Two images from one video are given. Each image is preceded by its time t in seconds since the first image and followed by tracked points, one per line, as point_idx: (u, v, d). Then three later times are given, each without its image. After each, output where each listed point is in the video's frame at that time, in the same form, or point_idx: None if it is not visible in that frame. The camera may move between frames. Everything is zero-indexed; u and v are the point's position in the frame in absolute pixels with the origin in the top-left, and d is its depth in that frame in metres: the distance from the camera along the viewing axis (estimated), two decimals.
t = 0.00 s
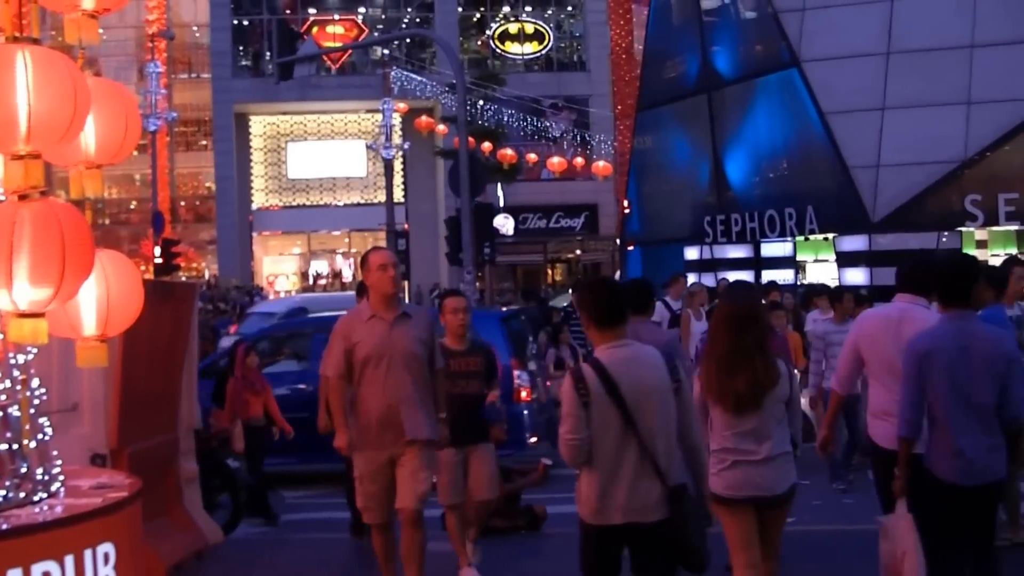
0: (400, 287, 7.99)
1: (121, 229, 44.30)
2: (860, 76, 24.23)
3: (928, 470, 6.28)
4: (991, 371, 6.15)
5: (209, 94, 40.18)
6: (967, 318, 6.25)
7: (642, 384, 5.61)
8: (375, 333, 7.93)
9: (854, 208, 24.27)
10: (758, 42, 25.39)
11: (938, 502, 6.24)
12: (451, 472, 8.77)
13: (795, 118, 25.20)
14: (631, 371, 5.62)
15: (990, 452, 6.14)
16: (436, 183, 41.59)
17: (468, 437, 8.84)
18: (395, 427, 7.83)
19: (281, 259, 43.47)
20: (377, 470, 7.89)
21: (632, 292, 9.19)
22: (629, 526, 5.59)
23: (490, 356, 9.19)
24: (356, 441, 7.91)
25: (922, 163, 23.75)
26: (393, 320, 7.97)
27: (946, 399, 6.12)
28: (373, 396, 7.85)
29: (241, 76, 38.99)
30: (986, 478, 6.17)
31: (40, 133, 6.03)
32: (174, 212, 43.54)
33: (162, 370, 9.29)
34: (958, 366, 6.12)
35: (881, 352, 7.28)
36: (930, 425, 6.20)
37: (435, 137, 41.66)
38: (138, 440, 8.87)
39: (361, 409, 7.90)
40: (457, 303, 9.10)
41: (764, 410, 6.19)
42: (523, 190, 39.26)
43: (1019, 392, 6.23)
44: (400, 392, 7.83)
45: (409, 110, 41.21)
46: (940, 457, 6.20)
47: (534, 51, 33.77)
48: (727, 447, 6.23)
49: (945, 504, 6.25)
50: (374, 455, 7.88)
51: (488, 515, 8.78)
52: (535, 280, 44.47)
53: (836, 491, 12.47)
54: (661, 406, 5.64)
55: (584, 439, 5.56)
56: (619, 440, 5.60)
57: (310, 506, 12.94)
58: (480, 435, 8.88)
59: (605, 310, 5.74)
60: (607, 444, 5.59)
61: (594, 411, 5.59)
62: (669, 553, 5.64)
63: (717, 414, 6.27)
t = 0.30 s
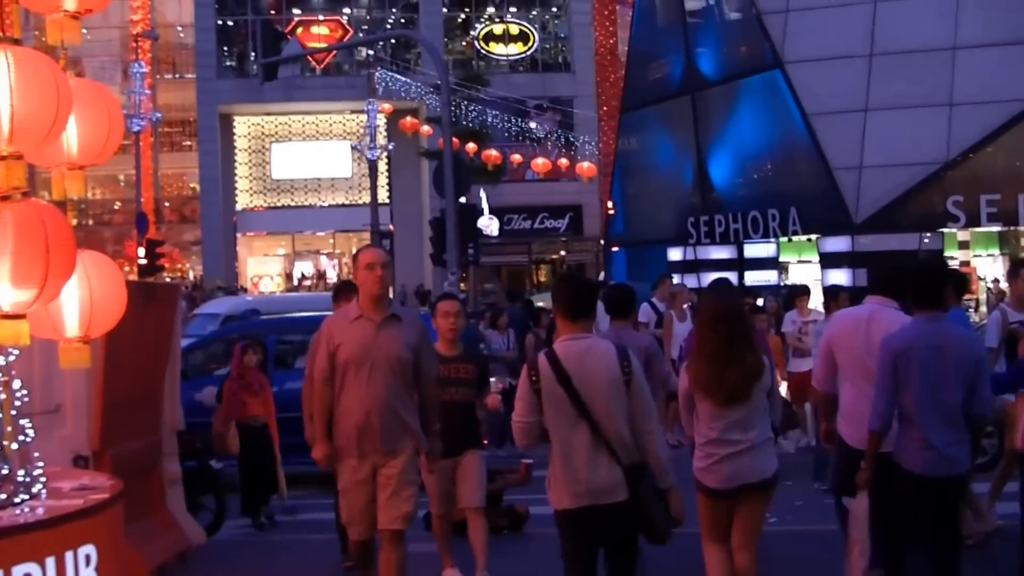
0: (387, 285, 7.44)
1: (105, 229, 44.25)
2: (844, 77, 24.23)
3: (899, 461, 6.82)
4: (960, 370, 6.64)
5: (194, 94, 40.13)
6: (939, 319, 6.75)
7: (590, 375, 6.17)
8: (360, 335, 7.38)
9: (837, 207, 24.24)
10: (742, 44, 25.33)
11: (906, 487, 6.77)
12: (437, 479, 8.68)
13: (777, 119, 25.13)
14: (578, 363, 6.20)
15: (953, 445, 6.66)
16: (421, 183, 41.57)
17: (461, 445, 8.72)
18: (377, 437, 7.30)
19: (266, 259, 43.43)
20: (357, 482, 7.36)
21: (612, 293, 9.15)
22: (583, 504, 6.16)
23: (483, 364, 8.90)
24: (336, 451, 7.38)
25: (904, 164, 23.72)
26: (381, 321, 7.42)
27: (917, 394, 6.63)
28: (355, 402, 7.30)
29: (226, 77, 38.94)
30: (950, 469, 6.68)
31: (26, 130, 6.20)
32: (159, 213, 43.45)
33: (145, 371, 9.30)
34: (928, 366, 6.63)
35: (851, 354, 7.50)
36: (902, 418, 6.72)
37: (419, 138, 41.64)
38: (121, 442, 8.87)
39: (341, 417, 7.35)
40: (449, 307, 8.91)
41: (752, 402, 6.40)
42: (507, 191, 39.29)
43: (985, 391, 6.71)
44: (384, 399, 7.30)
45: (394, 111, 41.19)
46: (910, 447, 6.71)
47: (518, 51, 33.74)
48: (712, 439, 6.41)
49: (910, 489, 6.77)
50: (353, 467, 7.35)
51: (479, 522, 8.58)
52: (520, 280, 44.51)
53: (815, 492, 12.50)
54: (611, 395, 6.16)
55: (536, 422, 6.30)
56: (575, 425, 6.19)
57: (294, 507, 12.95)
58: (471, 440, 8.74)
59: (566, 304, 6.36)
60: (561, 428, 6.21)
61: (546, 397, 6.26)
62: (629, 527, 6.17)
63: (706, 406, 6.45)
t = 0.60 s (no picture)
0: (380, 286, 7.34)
1: (96, 229, 44.20)
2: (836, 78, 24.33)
3: (878, 455, 6.93)
4: (938, 367, 6.82)
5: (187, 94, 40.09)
6: (917, 317, 6.92)
7: (584, 372, 6.51)
8: (350, 334, 7.26)
9: (827, 207, 24.32)
10: (734, 45, 25.30)
11: (883, 479, 6.90)
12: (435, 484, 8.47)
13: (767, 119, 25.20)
14: (574, 362, 6.53)
15: (932, 439, 6.80)
16: (413, 184, 41.58)
17: (460, 448, 8.59)
18: (369, 437, 7.15)
19: (258, 260, 43.41)
20: (347, 481, 7.18)
21: (604, 293, 9.17)
22: (572, 496, 6.48)
23: (482, 362, 8.91)
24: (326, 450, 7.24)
25: (894, 164, 23.81)
26: (374, 320, 7.30)
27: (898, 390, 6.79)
28: (344, 401, 7.19)
29: (218, 77, 38.92)
30: (927, 462, 6.81)
31: (14, 133, 6.28)
32: (151, 213, 43.41)
33: (137, 371, 9.33)
34: (911, 363, 6.81)
35: (824, 352, 7.58)
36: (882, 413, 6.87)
37: (412, 138, 41.65)
38: (112, 443, 8.91)
39: (331, 416, 7.23)
40: (449, 305, 8.76)
41: (735, 401, 6.64)
42: (500, 191, 39.31)
43: (957, 388, 6.91)
44: (376, 397, 7.17)
45: (386, 111, 41.20)
46: (889, 441, 6.84)
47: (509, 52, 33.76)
48: (699, 435, 6.64)
49: (886, 481, 6.90)
50: (341, 468, 7.19)
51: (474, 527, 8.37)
52: (512, 280, 44.53)
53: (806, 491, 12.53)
54: (602, 393, 6.50)
55: (536, 416, 6.61)
56: (569, 423, 6.52)
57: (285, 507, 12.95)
58: (472, 441, 8.60)
59: (567, 306, 6.70)
60: (555, 422, 6.54)
61: (543, 393, 6.59)
62: (614, 522, 6.50)
63: (692, 406, 6.69)
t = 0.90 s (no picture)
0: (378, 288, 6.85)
1: (98, 230, 44.22)
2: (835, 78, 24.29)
3: (848, 451, 7.11)
4: (904, 366, 6.99)
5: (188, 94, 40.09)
6: (882, 317, 7.09)
7: (586, 364, 6.90)
8: (346, 341, 6.78)
9: (826, 206, 24.19)
10: (735, 45, 25.14)
11: (855, 475, 7.11)
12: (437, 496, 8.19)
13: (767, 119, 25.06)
14: (577, 354, 6.92)
15: (899, 436, 7.02)
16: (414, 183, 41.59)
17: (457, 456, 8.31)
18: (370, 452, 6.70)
19: (260, 260, 43.42)
20: (350, 501, 6.73)
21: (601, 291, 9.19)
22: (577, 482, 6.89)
23: (485, 363, 8.66)
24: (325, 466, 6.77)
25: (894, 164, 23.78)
26: (372, 326, 6.81)
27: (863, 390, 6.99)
28: (344, 414, 6.72)
29: (219, 77, 38.93)
30: (896, 457, 7.05)
31: (11, 134, 6.33)
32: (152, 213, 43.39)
33: (137, 370, 9.33)
34: (875, 361, 6.98)
35: (787, 351, 7.81)
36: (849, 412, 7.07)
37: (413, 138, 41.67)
38: (111, 443, 8.91)
39: (331, 430, 6.77)
40: (444, 307, 8.58)
41: (718, 393, 7.26)
42: (500, 191, 39.35)
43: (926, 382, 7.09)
44: (378, 410, 6.71)
45: (387, 111, 41.23)
46: (858, 438, 7.04)
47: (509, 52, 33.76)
48: (683, 427, 7.30)
49: (859, 477, 7.11)
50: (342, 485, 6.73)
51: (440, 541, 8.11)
52: (513, 280, 44.52)
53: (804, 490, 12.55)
54: (607, 381, 6.89)
55: (541, 407, 7.02)
56: (572, 412, 6.91)
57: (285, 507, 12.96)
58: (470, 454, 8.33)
59: (569, 302, 7.07)
60: (559, 411, 6.95)
61: (547, 384, 6.98)
62: (614, 506, 6.89)
63: (676, 398, 7.33)
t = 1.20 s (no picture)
0: (379, 281, 6.59)
1: (103, 230, 44.24)
2: (838, 77, 24.27)
3: (832, 445, 7.49)
4: (886, 362, 7.37)
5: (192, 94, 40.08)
6: (864, 316, 7.51)
7: (582, 367, 7.28)
8: (348, 337, 6.53)
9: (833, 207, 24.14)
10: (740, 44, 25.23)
11: (838, 469, 7.50)
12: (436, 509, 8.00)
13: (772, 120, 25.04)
14: (573, 359, 7.31)
15: (882, 431, 7.39)
16: (419, 183, 41.60)
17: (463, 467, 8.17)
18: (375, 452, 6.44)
19: (265, 260, 43.44)
20: (352, 503, 6.49)
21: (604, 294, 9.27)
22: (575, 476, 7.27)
23: (481, 363, 8.43)
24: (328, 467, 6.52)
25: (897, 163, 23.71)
26: (374, 321, 6.57)
27: (846, 385, 7.38)
28: (347, 412, 6.48)
29: (223, 77, 38.92)
30: (878, 452, 7.41)
31: (9, 137, 6.40)
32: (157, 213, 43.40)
33: (140, 370, 9.35)
34: (855, 355, 7.37)
35: (763, 344, 8.25)
36: (833, 409, 7.46)
37: (417, 138, 41.68)
38: (114, 443, 8.92)
39: (334, 430, 6.52)
40: (436, 306, 8.32)
41: (715, 391, 7.63)
42: (506, 191, 39.36)
43: (908, 380, 7.46)
44: (382, 407, 6.46)
45: (392, 111, 41.26)
46: (843, 433, 7.42)
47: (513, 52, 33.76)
48: (685, 423, 7.64)
49: (843, 471, 7.49)
50: (345, 486, 6.48)
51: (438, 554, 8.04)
52: (519, 280, 44.53)
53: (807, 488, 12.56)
54: (602, 384, 7.26)
55: (540, 406, 7.42)
56: (569, 412, 7.30)
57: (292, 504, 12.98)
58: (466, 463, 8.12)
59: (564, 305, 7.47)
60: (557, 410, 7.34)
61: (545, 383, 7.37)
62: (611, 500, 7.26)
63: (679, 396, 7.69)
